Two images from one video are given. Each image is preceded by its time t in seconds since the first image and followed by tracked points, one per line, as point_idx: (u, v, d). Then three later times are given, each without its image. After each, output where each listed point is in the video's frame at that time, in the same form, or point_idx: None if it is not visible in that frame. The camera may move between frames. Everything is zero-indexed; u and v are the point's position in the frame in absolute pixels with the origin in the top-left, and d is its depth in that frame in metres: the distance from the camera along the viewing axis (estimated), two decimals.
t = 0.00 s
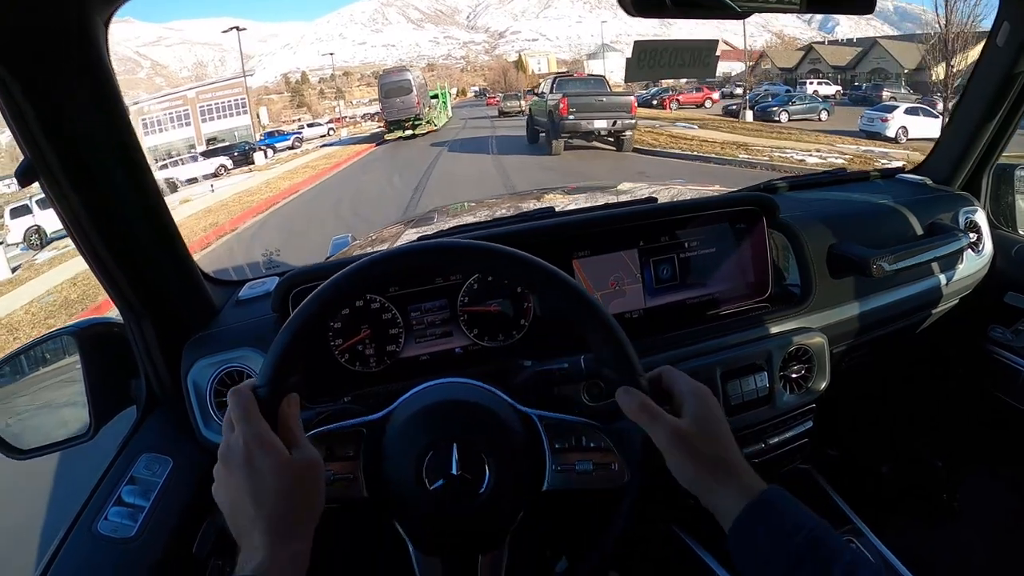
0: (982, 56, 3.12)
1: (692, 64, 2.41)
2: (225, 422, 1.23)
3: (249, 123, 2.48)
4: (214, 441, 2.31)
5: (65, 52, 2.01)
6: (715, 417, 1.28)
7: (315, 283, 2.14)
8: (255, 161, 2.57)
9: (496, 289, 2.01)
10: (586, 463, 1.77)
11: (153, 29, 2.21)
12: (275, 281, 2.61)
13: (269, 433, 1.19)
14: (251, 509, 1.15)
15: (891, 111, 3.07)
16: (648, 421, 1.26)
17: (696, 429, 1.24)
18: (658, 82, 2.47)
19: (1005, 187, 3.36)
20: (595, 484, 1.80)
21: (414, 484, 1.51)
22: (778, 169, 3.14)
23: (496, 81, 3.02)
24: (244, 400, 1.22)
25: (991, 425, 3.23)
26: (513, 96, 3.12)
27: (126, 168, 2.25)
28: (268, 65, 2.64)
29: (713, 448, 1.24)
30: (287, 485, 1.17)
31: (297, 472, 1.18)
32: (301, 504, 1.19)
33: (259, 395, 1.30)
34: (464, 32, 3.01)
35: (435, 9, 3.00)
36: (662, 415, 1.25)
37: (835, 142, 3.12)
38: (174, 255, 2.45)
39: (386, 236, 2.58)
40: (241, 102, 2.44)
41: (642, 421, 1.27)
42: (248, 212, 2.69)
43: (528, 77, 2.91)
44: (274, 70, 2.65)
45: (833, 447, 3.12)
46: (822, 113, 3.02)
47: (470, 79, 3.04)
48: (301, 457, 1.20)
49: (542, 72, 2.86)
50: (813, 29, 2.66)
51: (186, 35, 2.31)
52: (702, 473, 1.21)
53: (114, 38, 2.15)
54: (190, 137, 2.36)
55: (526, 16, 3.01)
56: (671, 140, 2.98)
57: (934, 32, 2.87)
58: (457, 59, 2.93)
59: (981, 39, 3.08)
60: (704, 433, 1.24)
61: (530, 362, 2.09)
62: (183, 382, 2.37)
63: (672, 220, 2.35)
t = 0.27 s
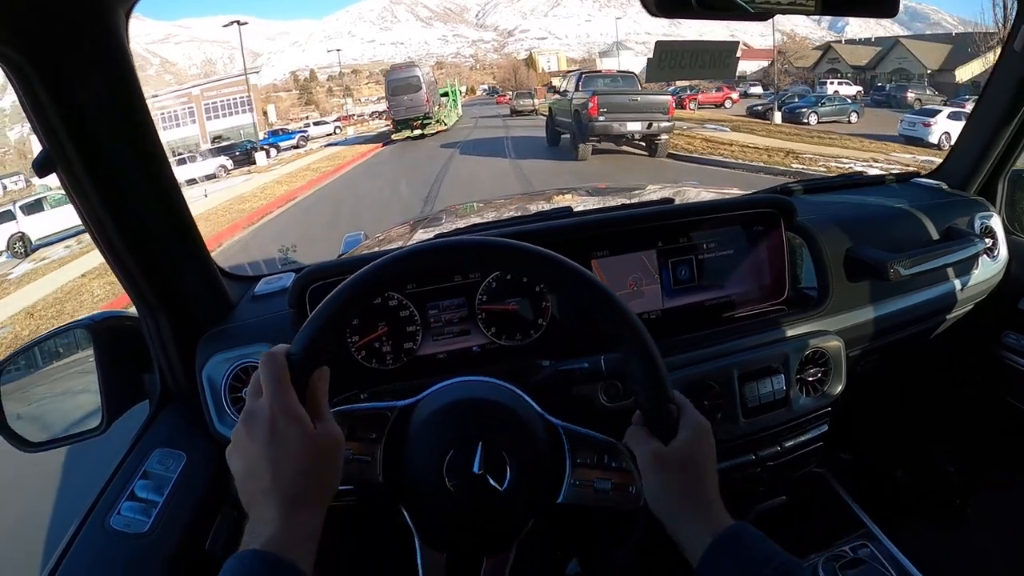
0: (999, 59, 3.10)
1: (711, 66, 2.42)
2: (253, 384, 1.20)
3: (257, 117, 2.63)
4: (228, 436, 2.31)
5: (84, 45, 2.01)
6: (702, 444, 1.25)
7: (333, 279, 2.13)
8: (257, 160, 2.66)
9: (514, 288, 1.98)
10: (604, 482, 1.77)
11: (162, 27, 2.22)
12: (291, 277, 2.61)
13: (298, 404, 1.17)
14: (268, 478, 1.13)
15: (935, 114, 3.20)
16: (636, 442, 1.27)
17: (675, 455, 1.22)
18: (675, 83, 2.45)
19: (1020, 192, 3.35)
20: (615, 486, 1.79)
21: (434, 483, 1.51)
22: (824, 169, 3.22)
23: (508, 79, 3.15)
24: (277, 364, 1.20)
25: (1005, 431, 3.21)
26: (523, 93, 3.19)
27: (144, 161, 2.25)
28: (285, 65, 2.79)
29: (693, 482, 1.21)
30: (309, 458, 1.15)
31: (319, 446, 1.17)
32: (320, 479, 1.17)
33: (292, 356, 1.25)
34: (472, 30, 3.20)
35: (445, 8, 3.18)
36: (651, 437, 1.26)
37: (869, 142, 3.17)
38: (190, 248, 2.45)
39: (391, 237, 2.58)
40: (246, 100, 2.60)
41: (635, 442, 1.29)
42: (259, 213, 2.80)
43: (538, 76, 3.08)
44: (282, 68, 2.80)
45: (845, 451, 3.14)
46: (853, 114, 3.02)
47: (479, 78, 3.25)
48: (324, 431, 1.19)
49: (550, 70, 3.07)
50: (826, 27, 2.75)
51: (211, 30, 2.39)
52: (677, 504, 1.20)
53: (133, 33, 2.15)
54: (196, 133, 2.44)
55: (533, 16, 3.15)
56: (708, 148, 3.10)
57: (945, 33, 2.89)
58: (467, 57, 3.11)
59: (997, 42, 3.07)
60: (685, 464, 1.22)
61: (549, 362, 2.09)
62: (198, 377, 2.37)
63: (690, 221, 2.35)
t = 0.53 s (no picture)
0: (1010, 65, 3.07)
1: (721, 68, 2.40)
2: (275, 341, 1.18)
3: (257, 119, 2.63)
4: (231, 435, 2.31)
5: (91, 42, 2.01)
6: (699, 495, 1.25)
7: (337, 280, 2.14)
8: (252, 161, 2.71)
9: (518, 290, 1.99)
10: (598, 514, 1.70)
11: (166, 24, 2.21)
12: (296, 276, 2.61)
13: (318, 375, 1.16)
14: (274, 442, 1.12)
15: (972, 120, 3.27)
16: (634, 484, 1.28)
17: (672, 502, 1.23)
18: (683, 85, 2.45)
19: None
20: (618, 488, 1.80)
21: (436, 485, 1.52)
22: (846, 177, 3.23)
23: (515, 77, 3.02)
24: (307, 328, 1.18)
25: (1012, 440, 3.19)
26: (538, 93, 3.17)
27: (147, 159, 2.25)
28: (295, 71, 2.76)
29: (680, 533, 1.22)
30: (317, 429, 1.15)
31: (333, 415, 1.17)
32: (324, 450, 1.16)
33: (324, 319, 1.25)
34: (477, 28, 3.08)
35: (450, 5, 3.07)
36: (649, 479, 1.27)
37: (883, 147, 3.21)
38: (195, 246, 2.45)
39: (395, 238, 2.58)
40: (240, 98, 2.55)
41: (634, 482, 1.29)
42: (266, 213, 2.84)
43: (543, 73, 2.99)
44: (287, 65, 2.77)
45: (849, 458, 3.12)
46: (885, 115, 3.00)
47: (483, 76, 3.18)
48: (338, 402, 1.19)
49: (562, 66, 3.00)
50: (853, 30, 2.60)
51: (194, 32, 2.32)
52: (660, 552, 1.22)
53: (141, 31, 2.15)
54: (195, 131, 2.41)
55: (539, 13, 2.96)
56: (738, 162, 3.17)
57: (952, 33, 2.85)
58: (470, 55, 3.09)
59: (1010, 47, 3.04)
60: (676, 516, 1.22)
61: (553, 365, 2.08)
62: (202, 376, 2.37)
63: (695, 226, 2.34)
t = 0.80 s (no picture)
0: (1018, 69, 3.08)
1: (728, 73, 2.47)
2: (306, 310, 1.15)
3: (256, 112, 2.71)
4: (240, 432, 2.34)
5: (104, 43, 2.04)
6: (698, 523, 1.28)
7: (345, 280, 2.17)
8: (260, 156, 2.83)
9: (525, 291, 2.00)
10: (593, 530, 1.71)
11: (166, 23, 2.21)
12: (306, 276, 2.62)
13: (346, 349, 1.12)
14: (294, 408, 1.07)
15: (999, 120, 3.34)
16: (635, 508, 1.30)
17: (672, 528, 1.25)
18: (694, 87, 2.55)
19: None
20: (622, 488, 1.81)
21: (443, 485, 1.55)
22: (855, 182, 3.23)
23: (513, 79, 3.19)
24: (341, 300, 1.14)
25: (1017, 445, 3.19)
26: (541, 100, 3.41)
27: (158, 157, 2.27)
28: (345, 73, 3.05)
29: (675, 560, 1.25)
30: (339, 400, 1.10)
31: (352, 395, 1.11)
32: (343, 423, 1.11)
33: (359, 298, 1.24)
34: (477, 27, 3.15)
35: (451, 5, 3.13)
36: (650, 504, 1.29)
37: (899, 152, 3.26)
38: (204, 241, 2.47)
39: (397, 242, 2.59)
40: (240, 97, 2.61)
41: (634, 505, 1.31)
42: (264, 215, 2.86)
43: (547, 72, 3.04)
44: (287, 64, 2.81)
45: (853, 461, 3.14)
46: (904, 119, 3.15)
47: (485, 75, 3.33)
48: (362, 380, 1.13)
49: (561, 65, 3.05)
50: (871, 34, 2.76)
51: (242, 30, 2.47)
52: None
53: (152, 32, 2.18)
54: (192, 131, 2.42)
55: (540, 13, 3.09)
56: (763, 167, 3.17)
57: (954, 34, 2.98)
58: (472, 55, 3.15)
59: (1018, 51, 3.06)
60: (672, 542, 1.25)
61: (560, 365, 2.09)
62: (212, 373, 2.40)
63: (703, 228, 2.36)
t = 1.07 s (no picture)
0: None
1: (737, 74, 2.50)
2: (322, 301, 1.16)
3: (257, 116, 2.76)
4: (248, 429, 2.35)
5: (117, 40, 2.06)
6: (701, 532, 1.29)
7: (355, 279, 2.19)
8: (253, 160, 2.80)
9: (534, 291, 2.00)
10: (596, 533, 1.69)
11: (169, 21, 2.20)
12: (315, 273, 2.63)
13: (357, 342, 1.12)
14: (304, 398, 1.08)
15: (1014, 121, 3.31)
16: (638, 514, 1.30)
17: (675, 535, 1.26)
18: (710, 89, 2.61)
19: None
20: (628, 487, 1.82)
21: (450, 482, 1.55)
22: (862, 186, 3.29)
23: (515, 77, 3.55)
24: (356, 294, 1.14)
25: None
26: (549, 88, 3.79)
27: (170, 153, 2.29)
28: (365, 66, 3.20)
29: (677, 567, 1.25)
30: (349, 392, 1.10)
31: (362, 385, 1.11)
32: (351, 415, 1.11)
33: (373, 293, 1.25)
34: (478, 28, 3.49)
35: (451, 6, 3.44)
36: (653, 511, 1.29)
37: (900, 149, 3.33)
38: (214, 237, 2.48)
39: (401, 243, 2.60)
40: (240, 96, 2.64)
41: (638, 512, 1.31)
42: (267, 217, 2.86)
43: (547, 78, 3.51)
44: (287, 64, 2.92)
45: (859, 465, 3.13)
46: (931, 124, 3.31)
47: (487, 76, 3.76)
48: (373, 372, 1.13)
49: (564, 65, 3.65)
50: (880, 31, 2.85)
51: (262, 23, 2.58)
52: None
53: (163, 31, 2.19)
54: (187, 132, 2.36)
55: (540, 15, 3.56)
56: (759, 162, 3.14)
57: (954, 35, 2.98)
58: (472, 54, 3.46)
59: None
60: (674, 550, 1.25)
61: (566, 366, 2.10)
62: (220, 369, 2.41)
63: (710, 230, 2.36)
